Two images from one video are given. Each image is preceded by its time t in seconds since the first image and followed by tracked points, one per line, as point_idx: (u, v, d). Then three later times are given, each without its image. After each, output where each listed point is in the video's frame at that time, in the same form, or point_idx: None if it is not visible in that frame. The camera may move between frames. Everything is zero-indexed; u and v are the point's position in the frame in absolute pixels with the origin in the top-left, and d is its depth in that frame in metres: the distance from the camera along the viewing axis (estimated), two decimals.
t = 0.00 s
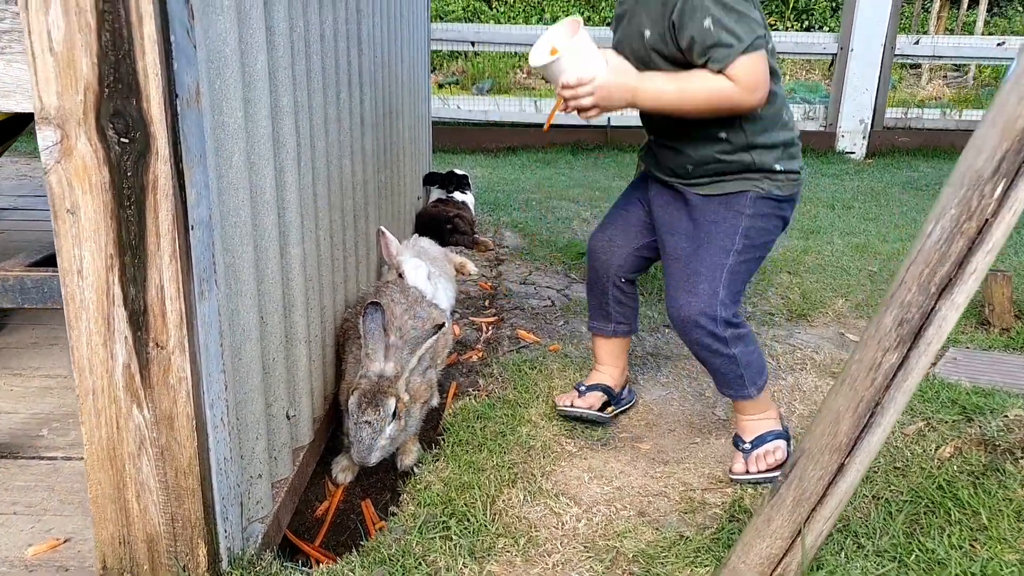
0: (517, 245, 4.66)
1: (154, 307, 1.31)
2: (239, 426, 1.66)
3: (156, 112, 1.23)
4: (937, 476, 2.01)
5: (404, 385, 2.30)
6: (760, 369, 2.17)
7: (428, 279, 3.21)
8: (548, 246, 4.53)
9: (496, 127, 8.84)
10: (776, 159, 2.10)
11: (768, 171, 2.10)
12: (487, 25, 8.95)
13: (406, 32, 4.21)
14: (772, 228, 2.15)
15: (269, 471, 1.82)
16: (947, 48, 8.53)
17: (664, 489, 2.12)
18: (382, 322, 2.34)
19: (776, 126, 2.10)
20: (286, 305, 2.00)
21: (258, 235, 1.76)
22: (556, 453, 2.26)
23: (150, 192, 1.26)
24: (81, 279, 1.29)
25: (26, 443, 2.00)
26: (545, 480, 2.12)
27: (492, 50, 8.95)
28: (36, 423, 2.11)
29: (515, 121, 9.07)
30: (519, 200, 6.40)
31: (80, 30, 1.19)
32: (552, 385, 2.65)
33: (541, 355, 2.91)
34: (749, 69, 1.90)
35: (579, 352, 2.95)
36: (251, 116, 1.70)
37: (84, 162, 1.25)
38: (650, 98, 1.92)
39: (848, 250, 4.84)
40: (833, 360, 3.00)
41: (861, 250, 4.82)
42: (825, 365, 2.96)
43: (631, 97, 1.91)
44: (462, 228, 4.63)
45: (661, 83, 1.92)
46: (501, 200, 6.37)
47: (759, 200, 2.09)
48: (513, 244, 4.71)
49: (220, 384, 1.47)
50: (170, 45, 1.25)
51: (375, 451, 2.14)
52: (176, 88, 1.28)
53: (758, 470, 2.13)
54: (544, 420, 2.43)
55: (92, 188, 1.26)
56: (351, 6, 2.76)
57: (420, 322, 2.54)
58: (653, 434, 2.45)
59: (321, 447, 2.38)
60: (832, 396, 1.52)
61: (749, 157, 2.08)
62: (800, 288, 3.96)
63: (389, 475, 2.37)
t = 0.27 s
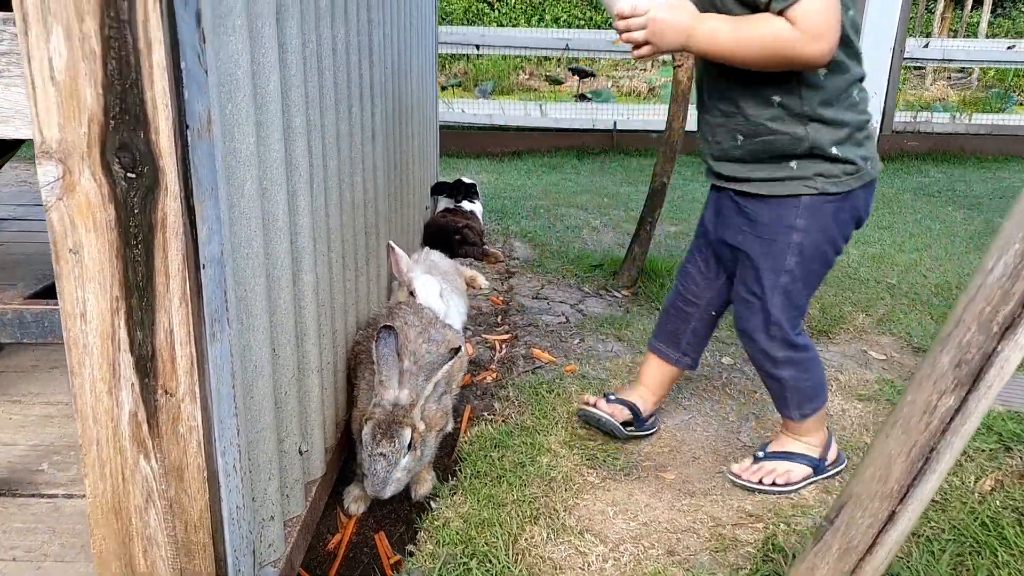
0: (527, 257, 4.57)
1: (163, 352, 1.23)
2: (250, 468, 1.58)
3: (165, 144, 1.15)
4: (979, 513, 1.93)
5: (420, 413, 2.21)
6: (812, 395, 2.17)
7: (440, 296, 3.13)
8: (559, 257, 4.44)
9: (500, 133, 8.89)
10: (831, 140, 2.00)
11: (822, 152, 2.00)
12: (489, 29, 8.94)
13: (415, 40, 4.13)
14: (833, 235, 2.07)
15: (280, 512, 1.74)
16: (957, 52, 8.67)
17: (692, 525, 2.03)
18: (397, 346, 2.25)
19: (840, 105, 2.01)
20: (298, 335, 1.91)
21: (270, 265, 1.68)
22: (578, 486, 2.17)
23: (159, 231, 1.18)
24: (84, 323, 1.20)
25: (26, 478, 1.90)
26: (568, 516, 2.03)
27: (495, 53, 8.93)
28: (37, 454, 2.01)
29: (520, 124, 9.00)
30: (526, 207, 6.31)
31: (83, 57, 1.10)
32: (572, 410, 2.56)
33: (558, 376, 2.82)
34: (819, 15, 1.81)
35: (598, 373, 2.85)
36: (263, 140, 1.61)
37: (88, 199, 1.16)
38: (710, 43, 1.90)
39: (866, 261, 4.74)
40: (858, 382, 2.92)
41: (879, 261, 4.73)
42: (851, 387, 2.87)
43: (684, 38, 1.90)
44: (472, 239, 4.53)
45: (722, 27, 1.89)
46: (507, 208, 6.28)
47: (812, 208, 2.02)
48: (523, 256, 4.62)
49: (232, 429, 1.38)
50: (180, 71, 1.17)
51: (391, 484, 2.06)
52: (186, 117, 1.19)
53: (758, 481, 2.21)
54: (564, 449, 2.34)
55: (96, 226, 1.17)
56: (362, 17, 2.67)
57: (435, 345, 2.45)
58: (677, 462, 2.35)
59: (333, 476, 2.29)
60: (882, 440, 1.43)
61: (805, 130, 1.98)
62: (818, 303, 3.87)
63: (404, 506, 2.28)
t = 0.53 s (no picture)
0: (536, 270, 4.49)
1: (172, 411, 1.15)
2: (261, 520, 1.50)
3: (175, 194, 1.08)
4: (1016, 556, 1.86)
5: (434, 447, 2.13)
6: (845, 420, 2.09)
7: (451, 318, 3.05)
8: (569, 271, 4.37)
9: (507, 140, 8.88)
10: (840, 151, 1.93)
11: (827, 162, 1.94)
12: (492, 34, 8.88)
13: (424, 51, 4.06)
14: (852, 253, 2.00)
15: (292, 560, 1.67)
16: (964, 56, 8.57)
17: (718, 567, 1.97)
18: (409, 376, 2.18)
19: (856, 116, 1.93)
20: (310, 371, 1.84)
21: (282, 303, 1.61)
22: (598, 523, 2.10)
23: (168, 284, 1.11)
24: (88, 381, 1.13)
25: (25, 522, 1.82)
26: (589, 558, 1.96)
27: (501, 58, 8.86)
28: (37, 494, 1.94)
29: (525, 131, 8.91)
30: (532, 217, 6.24)
31: (89, 102, 1.03)
32: (588, 440, 2.49)
33: (573, 402, 2.74)
34: (854, 13, 1.74)
35: (613, 399, 2.78)
36: (276, 175, 1.54)
37: (93, 251, 1.08)
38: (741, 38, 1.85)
39: (879, 274, 4.67)
40: (880, 407, 2.85)
41: (892, 274, 4.65)
42: (873, 413, 2.79)
43: (716, 32, 1.85)
44: (480, 252, 4.43)
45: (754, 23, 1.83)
46: (513, 218, 6.20)
47: (822, 222, 1.96)
48: (532, 269, 4.55)
49: (244, 485, 1.33)
50: (192, 114, 1.10)
51: (404, 523, 1.98)
52: (197, 163, 1.12)
53: (783, 516, 2.13)
54: (582, 483, 2.27)
55: (101, 280, 1.09)
56: (373, 34, 2.60)
57: (448, 374, 2.38)
58: (698, 495, 2.28)
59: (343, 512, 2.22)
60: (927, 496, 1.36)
61: (811, 135, 1.94)
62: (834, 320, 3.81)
63: (417, 541, 2.20)
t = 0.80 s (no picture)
0: (538, 311, 4.53)
1: (193, 558, 1.18)
2: None
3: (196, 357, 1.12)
4: None
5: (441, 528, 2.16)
6: (770, 467, 2.22)
7: (455, 376, 3.06)
8: (571, 313, 4.40)
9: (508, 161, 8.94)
10: (769, 233, 2.03)
11: (755, 241, 2.04)
12: (493, 55, 8.90)
13: (426, 97, 4.08)
14: (773, 324, 2.09)
15: None
16: (964, 77, 8.63)
17: None
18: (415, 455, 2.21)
19: (787, 200, 2.03)
20: (320, 465, 1.87)
21: (294, 411, 1.64)
22: None
23: (188, 440, 1.14)
24: (109, 531, 1.16)
25: None
26: None
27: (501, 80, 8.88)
28: None
29: (525, 151, 8.98)
30: (533, 247, 6.27)
31: (111, 272, 1.06)
32: (592, 512, 2.53)
33: (576, 467, 2.77)
34: (810, 106, 1.81)
35: (616, 462, 2.82)
36: (288, 289, 1.57)
37: (114, 410, 1.10)
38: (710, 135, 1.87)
39: (879, 313, 4.70)
40: (879, 470, 2.89)
41: (892, 313, 4.69)
42: (872, 477, 2.83)
43: (683, 132, 1.86)
44: (483, 293, 4.44)
45: (717, 120, 1.86)
46: (513, 249, 6.23)
47: (747, 292, 2.08)
48: (534, 310, 4.58)
49: None
50: (208, 273, 1.13)
51: None
52: (215, 318, 1.17)
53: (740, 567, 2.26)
54: (586, 560, 2.31)
55: (121, 438, 1.12)
56: (380, 105, 2.62)
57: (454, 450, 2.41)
58: (701, 570, 2.31)
59: None
60: None
61: (745, 215, 2.04)
62: (834, 367, 3.85)
63: None
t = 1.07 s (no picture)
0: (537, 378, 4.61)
1: None
2: None
3: None
4: None
5: None
6: None
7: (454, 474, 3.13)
8: (569, 380, 4.48)
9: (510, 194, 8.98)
10: (748, 398, 2.20)
11: (740, 410, 2.21)
12: (493, 90, 8.95)
13: (427, 173, 4.15)
14: (729, 474, 2.26)
15: None
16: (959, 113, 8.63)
17: None
18: None
19: (763, 371, 2.20)
20: None
21: None
22: None
23: None
24: None
25: None
26: None
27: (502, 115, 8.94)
28: None
29: (525, 185, 9.06)
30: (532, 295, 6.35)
31: (131, 540, 1.15)
32: None
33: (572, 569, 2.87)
34: (759, 296, 1.89)
35: (611, 563, 2.91)
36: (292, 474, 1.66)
37: None
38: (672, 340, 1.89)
39: (872, 378, 4.78)
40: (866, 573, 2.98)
41: (885, 378, 4.76)
42: None
43: (648, 342, 1.86)
44: (482, 363, 4.52)
45: (675, 323, 1.89)
46: (513, 298, 6.31)
47: (726, 436, 2.21)
48: (532, 376, 4.67)
49: None
50: (221, 524, 1.22)
51: None
52: (226, 561, 1.24)
53: None
54: None
55: None
56: (381, 224, 2.69)
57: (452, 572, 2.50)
58: None
59: None
60: None
61: (727, 391, 2.20)
62: (826, 445, 3.93)
63: None
